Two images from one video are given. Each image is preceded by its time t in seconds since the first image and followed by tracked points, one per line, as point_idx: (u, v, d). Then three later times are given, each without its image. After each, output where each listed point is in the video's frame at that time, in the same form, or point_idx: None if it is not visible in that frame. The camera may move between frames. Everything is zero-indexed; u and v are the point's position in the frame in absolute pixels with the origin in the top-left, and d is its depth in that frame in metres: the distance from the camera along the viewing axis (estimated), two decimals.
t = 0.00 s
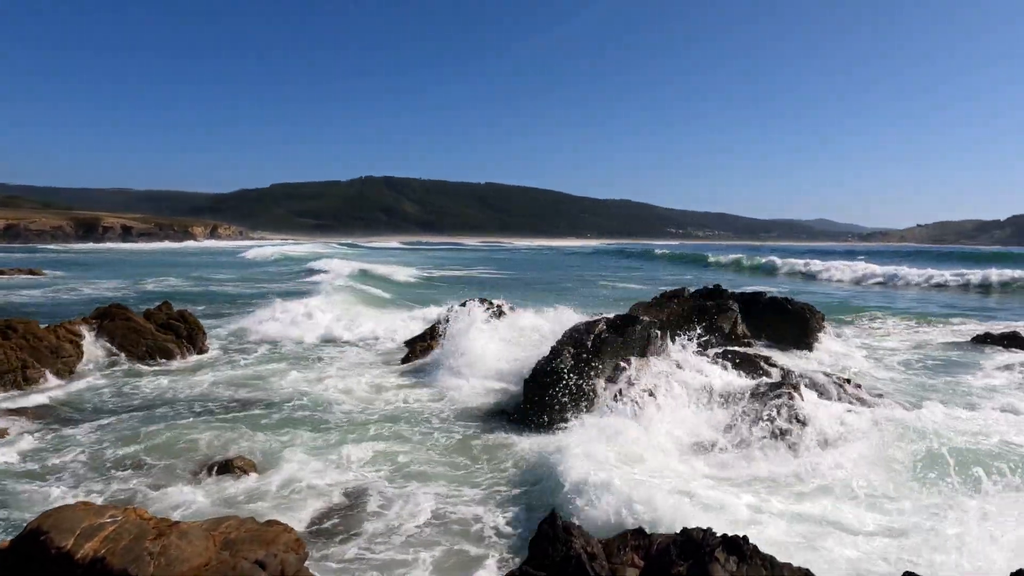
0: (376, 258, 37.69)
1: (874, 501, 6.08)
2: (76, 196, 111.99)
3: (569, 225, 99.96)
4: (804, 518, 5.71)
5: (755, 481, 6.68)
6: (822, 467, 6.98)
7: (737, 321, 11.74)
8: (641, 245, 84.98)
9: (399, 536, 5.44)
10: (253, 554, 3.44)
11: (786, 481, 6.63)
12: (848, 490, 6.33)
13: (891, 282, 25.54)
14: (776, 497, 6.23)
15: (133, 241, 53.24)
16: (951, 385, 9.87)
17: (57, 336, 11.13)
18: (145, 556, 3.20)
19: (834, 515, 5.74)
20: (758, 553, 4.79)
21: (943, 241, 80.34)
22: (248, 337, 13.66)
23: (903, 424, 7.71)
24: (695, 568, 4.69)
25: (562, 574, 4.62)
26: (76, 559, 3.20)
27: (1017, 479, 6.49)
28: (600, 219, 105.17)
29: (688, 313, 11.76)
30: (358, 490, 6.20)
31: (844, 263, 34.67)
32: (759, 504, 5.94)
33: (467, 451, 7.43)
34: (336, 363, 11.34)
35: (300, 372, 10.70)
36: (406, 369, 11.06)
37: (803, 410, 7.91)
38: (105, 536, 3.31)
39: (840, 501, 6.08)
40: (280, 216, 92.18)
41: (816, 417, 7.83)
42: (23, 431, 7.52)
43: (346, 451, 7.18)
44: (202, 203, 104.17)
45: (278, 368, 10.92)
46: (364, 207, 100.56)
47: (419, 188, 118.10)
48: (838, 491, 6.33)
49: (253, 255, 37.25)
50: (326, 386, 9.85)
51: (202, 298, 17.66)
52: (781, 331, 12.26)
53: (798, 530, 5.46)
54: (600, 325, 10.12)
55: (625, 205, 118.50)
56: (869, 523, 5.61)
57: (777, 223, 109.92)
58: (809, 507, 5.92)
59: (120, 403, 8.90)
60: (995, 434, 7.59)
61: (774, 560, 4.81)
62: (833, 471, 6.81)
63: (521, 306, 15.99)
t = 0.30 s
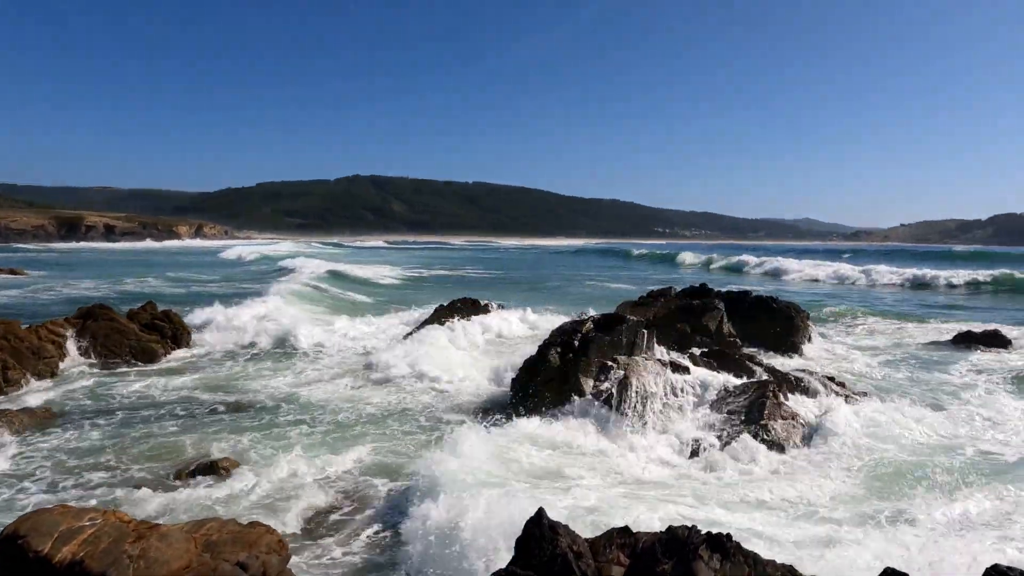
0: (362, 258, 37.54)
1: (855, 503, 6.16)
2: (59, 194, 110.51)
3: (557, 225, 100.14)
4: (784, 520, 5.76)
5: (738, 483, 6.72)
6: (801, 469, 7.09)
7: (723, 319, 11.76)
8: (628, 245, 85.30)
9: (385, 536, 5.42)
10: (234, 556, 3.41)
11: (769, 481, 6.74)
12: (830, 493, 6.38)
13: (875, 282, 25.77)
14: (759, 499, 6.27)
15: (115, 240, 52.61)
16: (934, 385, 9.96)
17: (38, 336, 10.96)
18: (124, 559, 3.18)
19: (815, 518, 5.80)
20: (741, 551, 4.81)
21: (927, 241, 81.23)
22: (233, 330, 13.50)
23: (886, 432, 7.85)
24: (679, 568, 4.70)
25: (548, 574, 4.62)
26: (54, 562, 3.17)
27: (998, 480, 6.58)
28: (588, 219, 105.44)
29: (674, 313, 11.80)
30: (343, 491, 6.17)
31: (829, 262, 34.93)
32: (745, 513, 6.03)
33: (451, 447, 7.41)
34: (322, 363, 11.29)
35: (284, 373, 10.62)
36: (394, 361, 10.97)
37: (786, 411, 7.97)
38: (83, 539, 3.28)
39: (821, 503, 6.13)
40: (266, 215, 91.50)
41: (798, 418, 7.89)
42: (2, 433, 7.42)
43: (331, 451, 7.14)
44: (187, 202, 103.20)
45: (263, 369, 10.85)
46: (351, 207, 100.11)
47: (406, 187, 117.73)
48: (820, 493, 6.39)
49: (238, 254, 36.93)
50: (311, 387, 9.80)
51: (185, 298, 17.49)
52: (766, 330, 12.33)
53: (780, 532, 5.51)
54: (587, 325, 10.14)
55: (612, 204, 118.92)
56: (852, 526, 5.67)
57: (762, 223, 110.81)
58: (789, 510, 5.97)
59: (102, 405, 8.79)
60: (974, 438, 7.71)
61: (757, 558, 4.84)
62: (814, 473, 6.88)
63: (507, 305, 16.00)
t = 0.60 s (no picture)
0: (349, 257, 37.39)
1: (839, 500, 6.22)
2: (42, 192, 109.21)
3: (545, 224, 100.30)
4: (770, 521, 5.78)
5: (725, 482, 6.73)
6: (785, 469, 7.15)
7: (709, 318, 11.82)
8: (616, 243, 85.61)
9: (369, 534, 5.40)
10: (211, 559, 3.39)
11: (753, 480, 6.79)
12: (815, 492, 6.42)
13: (860, 282, 25.96)
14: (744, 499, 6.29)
15: (99, 239, 52.05)
16: (917, 383, 10.05)
17: (19, 337, 10.80)
18: (98, 565, 3.16)
19: (799, 518, 5.84)
20: (724, 549, 4.83)
21: (912, 240, 81.99)
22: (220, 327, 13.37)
23: (867, 432, 7.93)
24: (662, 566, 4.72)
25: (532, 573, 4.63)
26: (26, 567, 3.15)
27: (977, 476, 6.65)
28: (575, 217, 105.68)
29: (660, 312, 11.86)
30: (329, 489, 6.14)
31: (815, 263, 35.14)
32: (729, 511, 6.06)
33: (442, 445, 7.40)
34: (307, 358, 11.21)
35: (269, 373, 10.55)
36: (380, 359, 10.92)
37: (771, 410, 8.00)
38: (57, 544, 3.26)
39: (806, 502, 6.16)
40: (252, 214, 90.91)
41: (784, 416, 7.91)
42: None
43: (316, 450, 7.10)
44: (173, 201, 102.26)
45: (249, 369, 10.78)
46: (339, 205, 99.69)
47: (394, 186, 117.38)
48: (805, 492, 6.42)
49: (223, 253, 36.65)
50: (296, 386, 9.75)
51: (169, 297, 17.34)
52: (751, 330, 12.41)
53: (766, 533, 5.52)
54: (573, 324, 10.16)
55: (600, 203, 119.28)
56: (836, 523, 5.73)
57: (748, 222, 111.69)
58: (776, 510, 5.99)
59: (84, 406, 8.71)
60: (956, 437, 7.79)
61: (741, 556, 4.86)
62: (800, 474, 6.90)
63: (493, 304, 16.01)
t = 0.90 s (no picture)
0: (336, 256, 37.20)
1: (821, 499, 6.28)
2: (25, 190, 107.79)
3: (533, 224, 100.40)
4: (755, 520, 5.82)
5: (709, 483, 6.79)
6: (769, 470, 7.21)
7: (696, 317, 11.88)
8: (604, 241, 85.76)
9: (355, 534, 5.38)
10: (191, 564, 3.37)
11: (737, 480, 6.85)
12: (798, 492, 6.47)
13: (844, 280, 26.16)
14: (731, 499, 6.34)
15: (82, 237, 51.48)
16: (900, 383, 10.15)
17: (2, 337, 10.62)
18: (74, 571, 3.15)
19: (784, 518, 5.89)
20: (709, 548, 4.84)
21: (897, 238, 82.70)
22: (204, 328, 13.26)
23: (852, 433, 7.99)
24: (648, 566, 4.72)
25: (518, 573, 4.63)
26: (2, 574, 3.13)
27: (960, 474, 6.71)
28: (564, 216, 105.82)
29: (647, 312, 11.90)
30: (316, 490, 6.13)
31: (801, 262, 35.37)
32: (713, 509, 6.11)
33: (427, 448, 7.38)
34: (293, 348, 11.15)
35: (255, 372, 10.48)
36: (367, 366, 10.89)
37: (757, 408, 8.05)
38: (34, 549, 3.24)
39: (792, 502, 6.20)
40: (239, 212, 90.25)
41: (770, 414, 7.96)
42: None
43: (303, 450, 7.09)
44: (159, 199, 101.33)
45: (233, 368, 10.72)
46: (327, 204, 99.19)
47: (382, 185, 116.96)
48: (790, 492, 6.47)
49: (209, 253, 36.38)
50: (281, 385, 9.71)
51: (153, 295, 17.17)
52: (738, 329, 12.46)
53: (751, 532, 5.55)
54: (561, 324, 10.17)
55: (588, 202, 119.44)
56: (819, 521, 5.78)
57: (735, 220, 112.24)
58: (762, 510, 6.03)
59: (65, 409, 8.61)
60: (938, 436, 7.88)
61: (725, 554, 4.88)
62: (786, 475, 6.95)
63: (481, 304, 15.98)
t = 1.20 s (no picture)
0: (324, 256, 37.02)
1: (808, 498, 6.34)
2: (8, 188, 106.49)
3: (523, 223, 100.42)
4: (741, 518, 5.86)
5: (696, 482, 6.83)
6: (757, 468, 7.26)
7: (684, 316, 11.92)
8: (593, 241, 85.88)
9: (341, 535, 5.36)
10: (174, 566, 3.35)
11: (726, 477, 6.90)
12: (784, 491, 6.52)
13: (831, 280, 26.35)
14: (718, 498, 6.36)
15: (66, 237, 50.92)
16: (885, 382, 10.24)
17: None
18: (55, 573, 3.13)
19: (770, 516, 5.92)
20: (695, 547, 4.87)
21: (883, 237, 83.39)
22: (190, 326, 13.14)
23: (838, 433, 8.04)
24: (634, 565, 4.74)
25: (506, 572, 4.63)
26: None
27: (943, 475, 6.78)
28: (553, 216, 105.91)
29: (636, 311, 11.93)
30: (303, 491, 6.10)
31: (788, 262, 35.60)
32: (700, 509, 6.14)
33: (415, 448, 7.35)
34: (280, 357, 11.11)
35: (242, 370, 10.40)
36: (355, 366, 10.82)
37: (745, 407, 8.10)
38: (14, 552, 3.21)
39: (777, 502, 6.25)
40: (227, 211, 89.60)
41: (757, 413, 8.01)
42: None
43: (290, 451, 7.05)
44: (145, 198, 100.44)
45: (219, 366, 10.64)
46: (315, 203, 98.71)
47: (371, 184, 116.56)
48: (776, 491, 6.51)
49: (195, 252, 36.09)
50: (268, 383, 9.65)
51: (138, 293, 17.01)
52: (726, 328, 12.52)
53: (737, 531, 5.59)
54: (550, 324, 10.18)
55: (577, 202, 119.58)
56: (804, 519, 5.83)
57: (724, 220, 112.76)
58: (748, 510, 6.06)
59: (48, 407, 8.51)
60: (922, 434, 7.95)
61: (711, 552, 4.90)
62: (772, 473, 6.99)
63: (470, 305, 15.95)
